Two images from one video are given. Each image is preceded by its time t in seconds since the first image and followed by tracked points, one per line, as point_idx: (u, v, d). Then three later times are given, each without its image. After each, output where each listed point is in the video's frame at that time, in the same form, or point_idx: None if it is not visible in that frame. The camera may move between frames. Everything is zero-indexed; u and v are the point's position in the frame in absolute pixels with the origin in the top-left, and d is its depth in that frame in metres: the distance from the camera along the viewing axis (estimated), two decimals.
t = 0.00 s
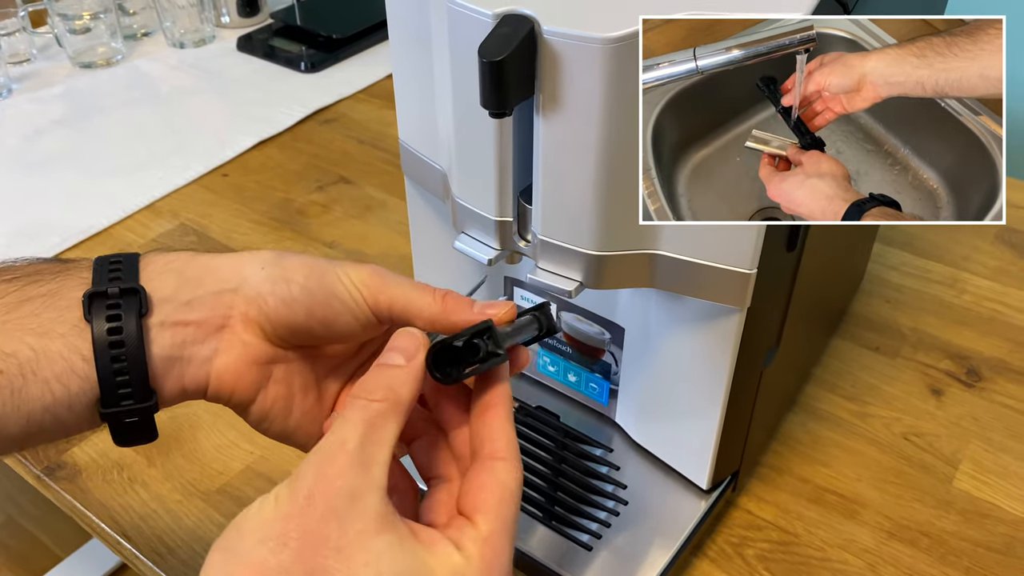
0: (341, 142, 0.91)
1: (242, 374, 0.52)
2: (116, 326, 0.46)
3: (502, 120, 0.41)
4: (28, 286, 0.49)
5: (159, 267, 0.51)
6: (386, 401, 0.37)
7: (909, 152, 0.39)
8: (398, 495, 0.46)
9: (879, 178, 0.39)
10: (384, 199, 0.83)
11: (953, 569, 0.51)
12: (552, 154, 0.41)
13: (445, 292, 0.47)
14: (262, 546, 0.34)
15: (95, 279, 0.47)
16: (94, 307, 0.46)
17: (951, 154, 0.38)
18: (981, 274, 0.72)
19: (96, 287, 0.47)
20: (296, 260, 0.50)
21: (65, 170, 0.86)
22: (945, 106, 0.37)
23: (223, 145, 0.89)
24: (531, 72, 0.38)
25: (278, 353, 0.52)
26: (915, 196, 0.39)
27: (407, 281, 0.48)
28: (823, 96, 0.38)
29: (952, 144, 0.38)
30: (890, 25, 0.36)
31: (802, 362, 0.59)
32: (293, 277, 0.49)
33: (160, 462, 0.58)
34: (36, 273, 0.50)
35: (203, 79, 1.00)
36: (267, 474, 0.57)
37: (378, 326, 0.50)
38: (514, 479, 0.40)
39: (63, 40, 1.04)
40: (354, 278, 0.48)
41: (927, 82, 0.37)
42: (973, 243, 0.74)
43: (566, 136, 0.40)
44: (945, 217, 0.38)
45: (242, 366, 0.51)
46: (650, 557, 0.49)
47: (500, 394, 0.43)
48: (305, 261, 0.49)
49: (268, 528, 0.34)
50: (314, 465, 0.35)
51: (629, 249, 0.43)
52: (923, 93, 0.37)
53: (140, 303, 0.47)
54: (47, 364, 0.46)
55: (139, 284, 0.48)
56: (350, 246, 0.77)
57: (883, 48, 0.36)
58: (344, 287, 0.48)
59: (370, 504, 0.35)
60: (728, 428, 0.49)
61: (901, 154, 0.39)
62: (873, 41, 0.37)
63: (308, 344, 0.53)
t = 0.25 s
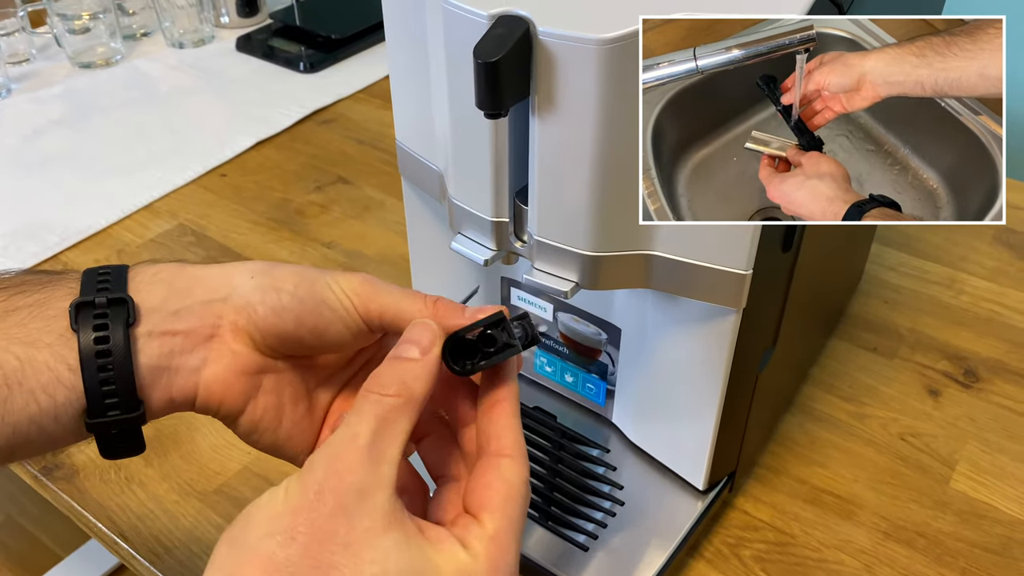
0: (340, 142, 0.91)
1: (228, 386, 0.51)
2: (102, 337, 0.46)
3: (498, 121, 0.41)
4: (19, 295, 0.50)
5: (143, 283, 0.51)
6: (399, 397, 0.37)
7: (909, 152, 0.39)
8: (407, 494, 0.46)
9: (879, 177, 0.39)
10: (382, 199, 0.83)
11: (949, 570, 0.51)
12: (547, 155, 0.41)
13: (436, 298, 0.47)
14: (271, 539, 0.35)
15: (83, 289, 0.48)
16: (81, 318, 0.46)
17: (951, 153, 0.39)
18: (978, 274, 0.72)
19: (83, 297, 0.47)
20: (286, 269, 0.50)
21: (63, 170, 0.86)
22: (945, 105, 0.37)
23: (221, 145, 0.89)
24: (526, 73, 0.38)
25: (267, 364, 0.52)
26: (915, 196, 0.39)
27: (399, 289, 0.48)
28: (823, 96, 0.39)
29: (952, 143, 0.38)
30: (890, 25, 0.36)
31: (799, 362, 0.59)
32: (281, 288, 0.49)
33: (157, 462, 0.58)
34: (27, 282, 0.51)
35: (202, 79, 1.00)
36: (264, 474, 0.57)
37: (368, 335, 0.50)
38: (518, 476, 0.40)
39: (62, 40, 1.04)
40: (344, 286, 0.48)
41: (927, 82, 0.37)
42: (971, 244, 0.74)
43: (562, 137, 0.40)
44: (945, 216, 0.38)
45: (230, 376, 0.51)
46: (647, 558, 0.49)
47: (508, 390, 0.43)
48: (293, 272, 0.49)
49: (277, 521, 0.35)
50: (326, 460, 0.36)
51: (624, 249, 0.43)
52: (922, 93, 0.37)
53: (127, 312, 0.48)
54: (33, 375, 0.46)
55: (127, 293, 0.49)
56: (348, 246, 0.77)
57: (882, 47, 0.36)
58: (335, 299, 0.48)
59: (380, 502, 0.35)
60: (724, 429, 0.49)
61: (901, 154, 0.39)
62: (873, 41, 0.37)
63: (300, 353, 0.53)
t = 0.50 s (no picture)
0: (340, 142, 0.91)
1: (225, 390, 0.51)
2: (94, 339, 0.47)
3: (497, 120, 0.41)
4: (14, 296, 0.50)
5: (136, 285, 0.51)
6: (407, 390, 0.36)
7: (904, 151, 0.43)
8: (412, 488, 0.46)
9: (881, 173, 0.43)
10: (382, 198, 0.83)
11: (949, 571, 0.51)
12: (546, 155, 0.40)
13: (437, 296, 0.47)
14: (274, 530, 0.34)
15: (75, 292, 0.48)
16: (72, 320, 0.46)
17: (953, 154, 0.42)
18: (979, 274, 0.71)
19: (75, 300, 0.47)
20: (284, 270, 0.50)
21: (63, 170, 0.85)
22: (945, 104, 0.41)
23: (221, 145, 0.89)
24: (525, 72, 0.38)
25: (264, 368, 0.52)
26: (915, 193, 0.43)
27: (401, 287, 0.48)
28: (823, 95, 0.40)
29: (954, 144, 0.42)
30: (889, 25, 0.41)
31: (800, 362, 0.59)
32: (278, 287, 0.49)
33: (156, 462, 0.58)
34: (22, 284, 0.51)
35: (202, 79, 1.00)
36: (263, 474, 0.57)
37: (368, 338, 0.50)
38: (523, 471, 0.40)
39: (61, 40, 1.04)
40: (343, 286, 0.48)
41: (925, 81, 0.41)
42: (971, 244, 0.74)
43: (561, 137, 0.39)
44: (944, 216, 0.42)
45: (227, 379, 0.51)
46: (646, 559, 0.49)
47: (514, 385, 0.42)
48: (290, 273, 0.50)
49: (280, 510, 0.35)
50: (332, 452, 0.35)
51: (624, 249, 0.43)
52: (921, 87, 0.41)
53: (119, 314, 0.48)
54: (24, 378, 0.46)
55: (119, 296, 0.49)
56: (347, 246, 0.77)
57: (883, 46, 0.41)
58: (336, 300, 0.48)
59: (383, 496, 0.35)
60: (723, 429, 0.49)
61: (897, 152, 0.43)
62: (873, 40, 0.40)
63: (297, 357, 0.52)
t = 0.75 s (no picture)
0: (339, 142, 0.91)
1: (218, 406, 0.51)
2: (74, 354, 0.46)
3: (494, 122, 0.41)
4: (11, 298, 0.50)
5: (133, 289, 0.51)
6: (428, 399, 0.36)
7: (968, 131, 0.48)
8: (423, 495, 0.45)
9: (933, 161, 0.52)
10: (381, 199, 0.83)
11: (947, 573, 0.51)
12: (543, 157, 0.40)
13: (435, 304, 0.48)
14: (286, 531, 0.34)
15: (58, 306, 0.47)
16: (53, 335, 0.46)
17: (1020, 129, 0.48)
18: (978, 276, 0.71)
19: (57, 314, 0.47)
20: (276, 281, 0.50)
21: (62, 170, 0.85)
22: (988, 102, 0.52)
23: (219, 146, 0.89)
24: (521, 74, 0.38)
25: (258, 383, 0.52)
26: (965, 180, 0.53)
27: (397, 297, 0.49)
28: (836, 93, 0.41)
29: None
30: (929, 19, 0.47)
31: (798, 364, 0.59)
32: (275, 296, 0.49)
33: (154, 464, 0.58)
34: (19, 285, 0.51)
35: (201, 80, 1.00)
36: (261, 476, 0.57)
37: (364, 347, 0.51)
38: (533, 481, 0.40)
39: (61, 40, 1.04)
40: (342, 295, 0.49)
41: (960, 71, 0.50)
42: (972, 246, 0.74)
43: (557, 139, 0.39)
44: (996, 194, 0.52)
45: (219, 396, 0.51)
46: (644, 561, 0.49)
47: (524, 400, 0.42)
48: (285, 285, 0.50)
49: (294, 512, 0.35)
50: (350, 457, 0.35)
51: (621, 251, 0.42)
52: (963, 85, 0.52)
53: (101, 328, 0.47)
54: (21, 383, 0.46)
55: (103, 310, 0.48)
56: (346, 247, 0.77)
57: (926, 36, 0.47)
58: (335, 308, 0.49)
59: (394, 504, 0.35)
60: (721, 431, 0.49)
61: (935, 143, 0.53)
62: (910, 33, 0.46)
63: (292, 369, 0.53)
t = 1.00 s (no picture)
0: (339, 143, 0.90)
1: (220, 412, 0.51)
2: (75, 359, 0.46)
3: (494, 123, 0.41)
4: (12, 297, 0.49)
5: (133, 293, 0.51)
6: (436, 408, 0.36)
7: None
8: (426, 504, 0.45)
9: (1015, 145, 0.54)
10: (381, 199, 0.83)
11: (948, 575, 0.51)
12: (544, 159, 0.40)
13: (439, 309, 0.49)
14: (293, 537, 0.35)
15: (58, 310, 0.47)
16: (54, 340, 0.46)
17: None
18: (979, 276, 0.71)
19: (58, 318, 0.47)
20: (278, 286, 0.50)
21: (63, 170, 0.85)
22: None
23: (220, 146, 0.89)
24: (522, 76, 0.38)
25: (261, 388, 0.52)
26: None
27: (401, 302, 0.49)
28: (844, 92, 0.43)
29: None
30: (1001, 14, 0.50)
31: (799, 365, 0.59)
32: (278, 300, 0.50)
33: (153, 464, 0.58)
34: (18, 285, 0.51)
35: (202, 80, 1.00)
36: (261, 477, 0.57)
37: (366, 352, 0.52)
38: (538, 489, 0.40)
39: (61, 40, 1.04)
40: (347, 300, 0.50)
41: None
42: (970, 246, 0.74)
43: (558, 141, 0.39)
44: None
45: (222, 401, 0.51)
46: (645, 562, 0.49)
47: (532, 409, 0.43)
48: (288, 290, 0.50)
49: (301, 519, 0.35)
50: (359, 464, 0.35)
51: (621, 253, 0.42)
52: None
53: (102, 333, 0.47)
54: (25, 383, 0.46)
55: (103, 315, 0.48)
56: (346, 247, 0.77)
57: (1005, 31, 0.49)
58: (338, 313, 0.50)
59: (400, 513, 0.35)
60: (722, 433, 0.49)
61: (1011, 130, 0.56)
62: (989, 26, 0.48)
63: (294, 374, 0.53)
